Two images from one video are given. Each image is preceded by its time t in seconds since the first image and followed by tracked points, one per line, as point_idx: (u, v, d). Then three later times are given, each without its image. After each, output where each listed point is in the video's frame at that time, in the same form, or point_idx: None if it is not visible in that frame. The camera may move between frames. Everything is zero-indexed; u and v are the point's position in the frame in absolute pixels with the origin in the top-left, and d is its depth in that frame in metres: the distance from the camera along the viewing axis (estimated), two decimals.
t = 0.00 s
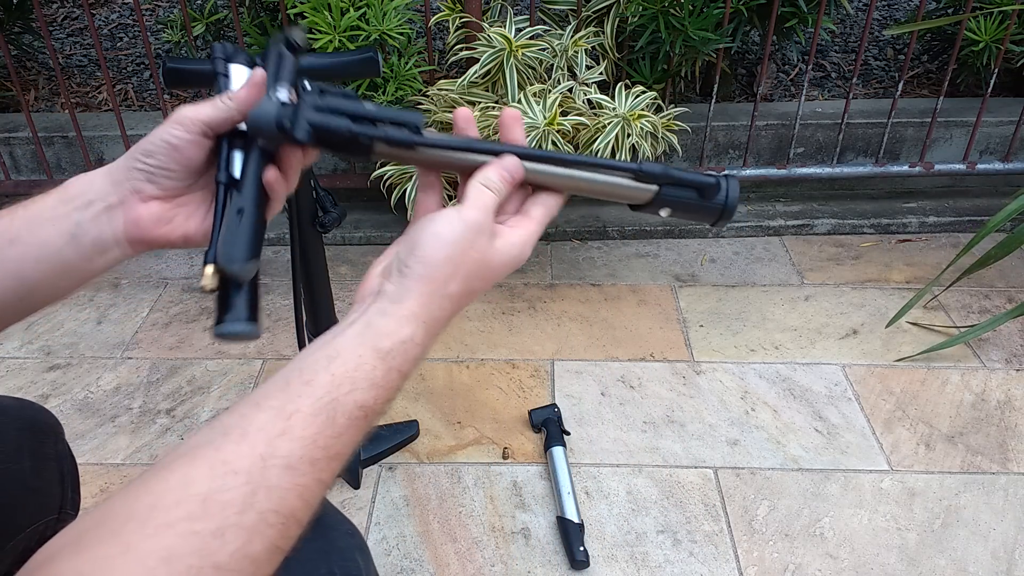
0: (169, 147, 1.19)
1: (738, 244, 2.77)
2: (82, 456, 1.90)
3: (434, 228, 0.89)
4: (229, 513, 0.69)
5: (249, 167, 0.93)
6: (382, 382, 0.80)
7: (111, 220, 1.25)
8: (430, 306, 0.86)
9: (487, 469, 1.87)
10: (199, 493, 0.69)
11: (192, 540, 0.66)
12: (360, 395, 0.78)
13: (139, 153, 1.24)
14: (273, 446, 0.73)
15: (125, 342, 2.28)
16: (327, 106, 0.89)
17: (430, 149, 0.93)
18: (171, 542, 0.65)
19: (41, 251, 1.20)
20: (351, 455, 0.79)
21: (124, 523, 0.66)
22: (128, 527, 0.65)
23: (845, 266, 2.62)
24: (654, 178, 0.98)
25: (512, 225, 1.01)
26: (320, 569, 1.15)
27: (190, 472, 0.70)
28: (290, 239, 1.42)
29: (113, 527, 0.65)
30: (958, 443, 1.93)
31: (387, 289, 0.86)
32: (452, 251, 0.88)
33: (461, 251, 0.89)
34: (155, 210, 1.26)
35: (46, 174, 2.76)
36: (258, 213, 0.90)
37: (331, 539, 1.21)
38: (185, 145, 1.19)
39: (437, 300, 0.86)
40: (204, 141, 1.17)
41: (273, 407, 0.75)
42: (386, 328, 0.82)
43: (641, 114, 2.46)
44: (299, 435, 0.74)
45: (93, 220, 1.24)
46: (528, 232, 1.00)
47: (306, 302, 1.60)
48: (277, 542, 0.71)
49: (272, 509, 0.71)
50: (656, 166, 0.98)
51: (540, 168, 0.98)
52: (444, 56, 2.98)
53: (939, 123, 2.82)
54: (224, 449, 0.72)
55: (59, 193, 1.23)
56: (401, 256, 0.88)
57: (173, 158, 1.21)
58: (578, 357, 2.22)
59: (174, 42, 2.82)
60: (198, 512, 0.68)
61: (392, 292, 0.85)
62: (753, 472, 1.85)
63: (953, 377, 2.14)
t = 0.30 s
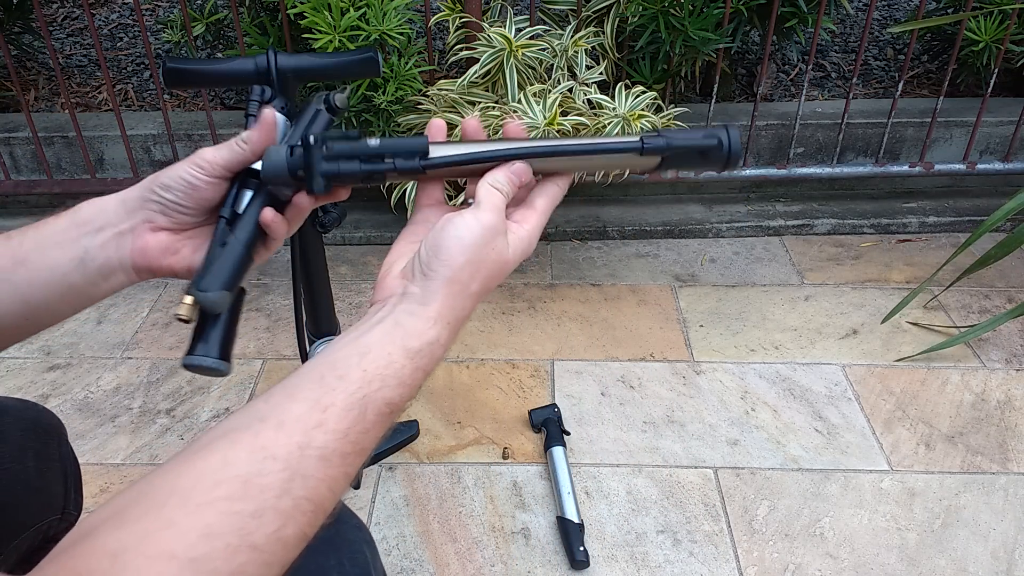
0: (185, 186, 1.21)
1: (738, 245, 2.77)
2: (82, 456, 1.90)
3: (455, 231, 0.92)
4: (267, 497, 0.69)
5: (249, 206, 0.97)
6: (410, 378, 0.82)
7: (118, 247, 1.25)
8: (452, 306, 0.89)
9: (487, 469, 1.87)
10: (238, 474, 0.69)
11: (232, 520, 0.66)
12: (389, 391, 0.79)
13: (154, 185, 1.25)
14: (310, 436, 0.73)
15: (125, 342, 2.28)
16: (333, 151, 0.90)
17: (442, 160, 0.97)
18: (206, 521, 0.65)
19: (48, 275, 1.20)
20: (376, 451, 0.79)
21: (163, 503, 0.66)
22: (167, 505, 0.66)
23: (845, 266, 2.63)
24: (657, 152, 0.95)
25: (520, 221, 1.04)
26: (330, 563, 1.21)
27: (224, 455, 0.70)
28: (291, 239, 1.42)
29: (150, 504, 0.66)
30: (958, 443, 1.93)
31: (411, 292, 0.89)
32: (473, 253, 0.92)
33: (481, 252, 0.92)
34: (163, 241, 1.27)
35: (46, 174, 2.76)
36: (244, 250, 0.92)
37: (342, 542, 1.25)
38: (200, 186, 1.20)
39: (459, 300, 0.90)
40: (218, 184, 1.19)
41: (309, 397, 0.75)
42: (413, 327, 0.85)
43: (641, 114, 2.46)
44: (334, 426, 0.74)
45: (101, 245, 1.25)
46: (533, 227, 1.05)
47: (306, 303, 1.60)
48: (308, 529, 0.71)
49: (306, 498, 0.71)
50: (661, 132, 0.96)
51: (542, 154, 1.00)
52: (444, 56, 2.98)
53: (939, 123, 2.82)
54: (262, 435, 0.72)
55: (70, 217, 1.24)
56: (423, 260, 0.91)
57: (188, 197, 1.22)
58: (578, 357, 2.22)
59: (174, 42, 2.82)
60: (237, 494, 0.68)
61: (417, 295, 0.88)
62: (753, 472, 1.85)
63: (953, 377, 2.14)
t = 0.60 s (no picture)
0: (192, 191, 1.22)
1: (738, 245, 2.77)
2: (82, 455, 1.90)
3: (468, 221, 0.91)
4: (283, 481, 0.70)
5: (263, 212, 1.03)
6: (418, 365, 0.83)
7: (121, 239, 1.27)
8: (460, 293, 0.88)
9: (487, 469, 1.87)
10: (256, 459, 0.70)
11: (252, 502, 0.67)
12: (397, 376, 0.80)
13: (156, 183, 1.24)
14: (323, 422, 0.74)
15: (125, 342, 2.28)
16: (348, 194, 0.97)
17: (448, 176, 1.00)
18: (229, 502, 0.66)
19: (53, 269, 1.21)
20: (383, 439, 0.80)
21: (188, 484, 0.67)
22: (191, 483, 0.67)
23: (845, 266, 2.63)
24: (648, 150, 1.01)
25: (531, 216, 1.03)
26: (335, 552, 1.17)
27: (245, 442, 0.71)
28: (292, 239, 1.42)
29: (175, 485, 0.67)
30: (958, 443, 1.93)
31: (422, 280, 0.89)
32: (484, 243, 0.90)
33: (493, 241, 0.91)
34: (165, 232, 1.29)
35: (46, 174, 2.76)
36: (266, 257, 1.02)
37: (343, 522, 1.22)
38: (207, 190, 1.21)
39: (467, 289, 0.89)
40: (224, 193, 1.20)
41: (322, 384, 0.77)
42: (421, 313, 0.85)
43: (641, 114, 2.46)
44: (346, 412, 0.75)
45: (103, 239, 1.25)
46: (545, 220, 1.02)
47: (306, 303, 1.60)
48: (319, 515, 0.72)
49: (320, 483, 0.72)
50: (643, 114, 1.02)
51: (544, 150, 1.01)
52: (444, 56, 2.98)
53: (939, 123, 2.82)
54: (278, 420, 0.73)
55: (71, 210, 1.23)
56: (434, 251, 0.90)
57: (194, 201, 1.23)
58: (578, 357, 2.22)
59: (174, 42, 2.82)
60: (255, 478, 0.69)
61: (426, 281, 0.88)
62: (753, 472, 1.85)
63: (953, 377, 2.14)
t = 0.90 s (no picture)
0: (164, 170, 1.22)
1: (738, 245, 2.77)
2: (82, 456, 1.90)
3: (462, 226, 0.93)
4: (264, 479, 0.69)
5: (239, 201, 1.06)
6: (401, 362, 0.81)
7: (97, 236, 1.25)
8: (447, 293, 0.89)
9: (487, 469, 1.87)
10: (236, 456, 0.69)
11: (232, 500, 0.66)
12: (378, 373, 0.79)
13: (128, 173, 1.25)
14: (304, 419, 0.73)
15: (125, 342, 2.28)
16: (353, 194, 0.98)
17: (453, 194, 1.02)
18: (209, 500, 0.66)
19: (31, 266, 1.20)
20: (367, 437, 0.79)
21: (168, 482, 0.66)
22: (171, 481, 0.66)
23: (845, 266, 2.62)
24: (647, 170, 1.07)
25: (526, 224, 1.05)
26: (320, 549, 1.09)
27: (225, 439, 0.70)
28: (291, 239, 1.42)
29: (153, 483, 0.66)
30: (958, 443, 1.93)
31: (410, 275, 0.90)
32: (477, 246, 0.92)
33: (484, 246, 0.93)
34: (141, 225, 1.29)
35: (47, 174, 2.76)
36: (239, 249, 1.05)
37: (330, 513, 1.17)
38: (178, 168, 1.22)
39: (454, 289, 0.90)
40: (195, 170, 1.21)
41: (306, 380, 0.76)
42: (405, 309, 0.85)
43: (641, 114, 2.46)
44: (329, 409, 0.74)
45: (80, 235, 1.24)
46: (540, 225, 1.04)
47: (306, 303, 1.60)
48: (301, 513, 0.71)
49: (300, 481, 0.70)
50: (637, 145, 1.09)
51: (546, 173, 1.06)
52: (444, 56, 2.98)
53: (939, 123, 2.82)
54: (259, 417, 0.72)
55: (47, 209, 1.20)
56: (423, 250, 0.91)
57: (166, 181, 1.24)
58: (578, 357, 2.22)
59: (174, 42, 2.82)
60: (235, 476, 0.68)
61: (414, 276, 0.89)
62: (753, 472, 1.85)
63: (953, 377, 2.14)
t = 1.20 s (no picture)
0: (63, 156, 1.18)
1: (738, 245, 2.77)
2: (82, 456, 1.90)
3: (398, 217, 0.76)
4: (228, 457, 0.59)
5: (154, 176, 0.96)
6: (369, 342, 0.68)
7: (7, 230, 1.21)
8: (406, 264, 0.72)
9: (487, 469, 1.87)
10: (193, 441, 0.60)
11: (196, 481, 0.58)
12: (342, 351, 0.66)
13: (27, 163, 1.20)
14: (265, 401, 0.62)
15: (125, 342, 2.28)
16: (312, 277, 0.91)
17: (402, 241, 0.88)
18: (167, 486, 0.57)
19: None
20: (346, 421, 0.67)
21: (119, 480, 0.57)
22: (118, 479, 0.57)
23: (845, 266, 2.62)
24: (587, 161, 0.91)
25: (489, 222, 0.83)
26: (313, 558, 1.02)
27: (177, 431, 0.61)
28: (291, 241, 1.41)
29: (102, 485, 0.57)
30: (958, 443, 1.93)
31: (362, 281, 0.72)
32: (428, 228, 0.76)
33: (432, 222, 0.77)
34: (49, 216, 1.25)
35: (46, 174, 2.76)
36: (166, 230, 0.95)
37: (322, 514, 1.09)
38: (75, 155, 1.18)
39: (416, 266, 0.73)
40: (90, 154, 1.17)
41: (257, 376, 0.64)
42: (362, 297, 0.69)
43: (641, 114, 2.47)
44: (289, 388, 0.63)
45: None
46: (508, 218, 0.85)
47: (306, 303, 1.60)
48: (275, 489, 0.61)
49: (267, 454, 0.61)
50: (570, 128, 0.92)
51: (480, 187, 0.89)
52: (444, 57, 2.98)
53: (939, 123, 2.82)
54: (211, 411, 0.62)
55: None
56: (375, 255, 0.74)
57: (65, 167, 1.20)
58: (578, 357, 2.22)
59: (174, 42, 2.82)
60: (197, 457, 0.59)
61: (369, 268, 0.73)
62: (753, 472, 1.85)
63: (953, 376, 2.14)
